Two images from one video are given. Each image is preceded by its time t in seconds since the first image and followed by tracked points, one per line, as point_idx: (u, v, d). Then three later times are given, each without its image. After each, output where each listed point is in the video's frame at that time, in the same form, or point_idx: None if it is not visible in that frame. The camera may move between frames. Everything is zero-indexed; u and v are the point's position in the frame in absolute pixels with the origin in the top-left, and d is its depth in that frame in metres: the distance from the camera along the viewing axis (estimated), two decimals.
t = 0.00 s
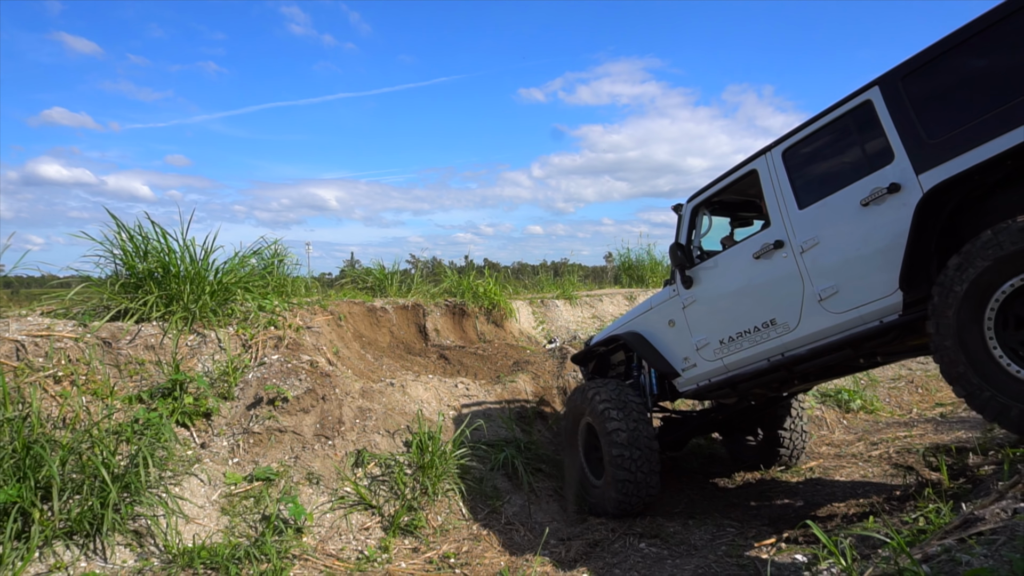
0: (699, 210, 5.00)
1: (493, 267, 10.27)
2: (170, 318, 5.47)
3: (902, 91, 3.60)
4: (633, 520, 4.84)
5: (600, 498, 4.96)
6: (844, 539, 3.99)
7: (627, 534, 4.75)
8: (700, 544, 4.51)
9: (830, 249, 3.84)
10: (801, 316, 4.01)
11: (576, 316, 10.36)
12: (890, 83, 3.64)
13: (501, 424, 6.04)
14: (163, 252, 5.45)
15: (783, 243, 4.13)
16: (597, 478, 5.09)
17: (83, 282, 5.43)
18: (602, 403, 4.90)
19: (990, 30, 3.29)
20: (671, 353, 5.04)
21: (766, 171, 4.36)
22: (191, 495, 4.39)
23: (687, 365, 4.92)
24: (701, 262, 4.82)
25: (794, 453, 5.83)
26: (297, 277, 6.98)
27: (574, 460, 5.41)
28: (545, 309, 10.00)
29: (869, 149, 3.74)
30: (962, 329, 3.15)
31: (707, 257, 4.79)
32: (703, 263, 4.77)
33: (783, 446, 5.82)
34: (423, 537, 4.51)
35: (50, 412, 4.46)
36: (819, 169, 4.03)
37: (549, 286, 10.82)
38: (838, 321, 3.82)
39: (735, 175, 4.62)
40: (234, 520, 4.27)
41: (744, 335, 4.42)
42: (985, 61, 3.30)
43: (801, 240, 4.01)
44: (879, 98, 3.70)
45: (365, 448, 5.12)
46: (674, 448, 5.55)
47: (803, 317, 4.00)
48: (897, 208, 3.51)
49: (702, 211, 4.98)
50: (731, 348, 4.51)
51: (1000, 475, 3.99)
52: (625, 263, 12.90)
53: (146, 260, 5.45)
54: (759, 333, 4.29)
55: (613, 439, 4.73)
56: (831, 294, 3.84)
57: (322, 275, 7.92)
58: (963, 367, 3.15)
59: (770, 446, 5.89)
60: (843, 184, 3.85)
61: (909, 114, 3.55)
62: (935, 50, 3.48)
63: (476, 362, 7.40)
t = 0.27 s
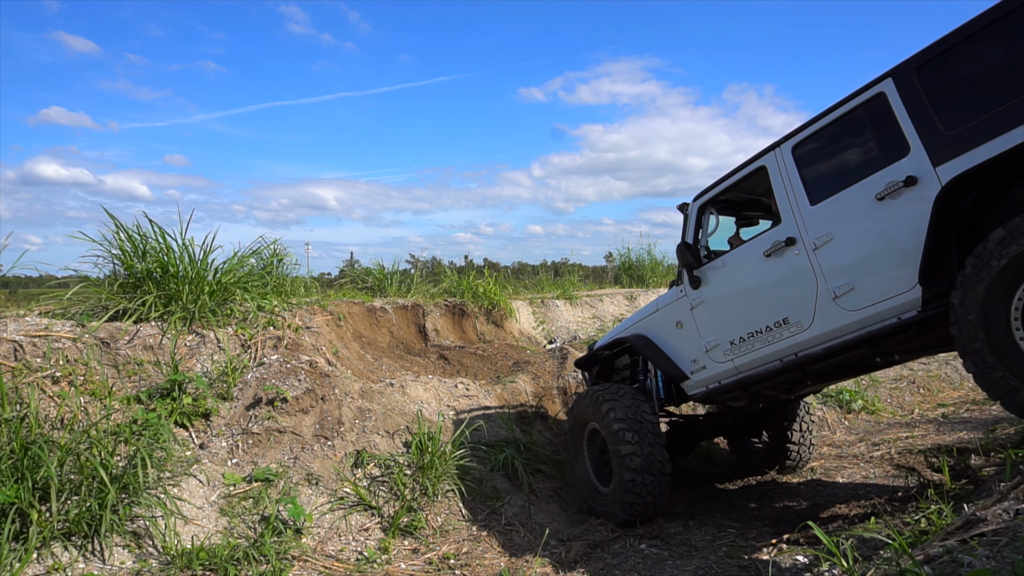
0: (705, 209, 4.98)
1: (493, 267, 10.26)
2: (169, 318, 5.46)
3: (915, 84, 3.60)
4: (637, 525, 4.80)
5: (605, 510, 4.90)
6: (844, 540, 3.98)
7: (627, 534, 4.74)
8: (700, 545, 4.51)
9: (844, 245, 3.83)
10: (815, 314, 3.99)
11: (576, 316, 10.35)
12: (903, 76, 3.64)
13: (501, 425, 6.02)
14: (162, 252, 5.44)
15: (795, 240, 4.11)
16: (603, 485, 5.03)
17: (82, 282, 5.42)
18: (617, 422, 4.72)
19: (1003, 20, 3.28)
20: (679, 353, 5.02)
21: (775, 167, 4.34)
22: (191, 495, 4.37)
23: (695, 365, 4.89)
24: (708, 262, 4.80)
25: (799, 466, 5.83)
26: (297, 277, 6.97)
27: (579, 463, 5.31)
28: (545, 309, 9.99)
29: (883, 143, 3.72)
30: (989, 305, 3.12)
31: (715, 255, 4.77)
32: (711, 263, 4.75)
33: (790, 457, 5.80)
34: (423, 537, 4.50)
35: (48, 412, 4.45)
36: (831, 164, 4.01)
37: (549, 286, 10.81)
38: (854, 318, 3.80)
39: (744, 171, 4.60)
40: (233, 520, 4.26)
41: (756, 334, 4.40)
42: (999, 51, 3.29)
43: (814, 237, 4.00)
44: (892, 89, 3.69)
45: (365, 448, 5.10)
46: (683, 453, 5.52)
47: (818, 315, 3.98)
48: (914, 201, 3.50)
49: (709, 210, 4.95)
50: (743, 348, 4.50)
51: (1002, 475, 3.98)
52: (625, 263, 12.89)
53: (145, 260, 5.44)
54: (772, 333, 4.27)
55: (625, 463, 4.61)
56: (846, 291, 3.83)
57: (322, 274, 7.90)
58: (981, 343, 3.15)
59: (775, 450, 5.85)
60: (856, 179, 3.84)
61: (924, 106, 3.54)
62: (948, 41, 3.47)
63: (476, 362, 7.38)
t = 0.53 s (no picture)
0: (710, 207, 4.97)
1: (493, 267, 10.26)
2: (169, 318, 5.46)
3: (926, 79, 3.59)
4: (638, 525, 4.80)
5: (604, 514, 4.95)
6: (844, 540, 3.98)
7: (627, 534, 4.74)
8: (700, 545, 4.51)
9: (854, 243, 3.83)
10: (824, 313, 3.98)
11: (576, 316, 10.35)
12: (913, 71, 3.64)
13: (501, 425, 6.01)
14: (162, 252, 5.44)
15: (803, 238, 4.11)
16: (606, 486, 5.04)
17: (82, 282, 5.42)
18: (627, 434, 4.68)
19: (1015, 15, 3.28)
20: (684, 353, 5.03)
21: (782, 164, 4.34)
22: (191, 495, 4.37)
23: (702, 364, 4.89)
24: (713, 261, 4.80)
25: (800, 470, 5.80)
26: (297, 277, 6.97)
27: (582, 461, 5.29)
28: (545, 309, 9.99)
29: (894, 139, 3.72)
30: (1009, 290, 3.08)
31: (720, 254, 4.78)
32: (716, 262, 4.76)
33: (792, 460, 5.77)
34: (423, 537, 4.50)
35: (48, 412, 4.45)
36: (839, 162, 4.01)
37: (549, 286, 10.82)
38: (865, 317, 3.79)
39: (749, 169, 4.59)
40: (233, 520, 4.26)
41: (763, 334, 4.40)
42: (1010, 45, 3.29)
43: (823, 234, 4.00)
44: (902, 84, 3.69)
45: (365, 448, 5.10)
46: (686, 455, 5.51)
47: (827, 314, 3.98)
48: (924, 197, 3.49)
49: (714, 208, 4.95)
50: (750, 348, 4.49)
51: (1002, 475, 3.98)
52: (625, 263, 12.90)
53: (145, 260, 5.44)
54: (781, 332, 4.26)
55: (632, 475, 4.62)
56: (856, 289, 3.82)
57: (321, 275, 7.90)
58: (993, 328, 3.13)
59: (778, 451, 5.83)
60: (865, 176, 3.84)
61: (935, 101, 3.53)
62: (958, 36, 3.47)
63: (476, 362, 7.38)
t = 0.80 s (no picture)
0: (709, 208, 4.97)
1: (493, 267, 10.26)
2: (169, 318, 5.46)
3: (923, 80, 3.59)
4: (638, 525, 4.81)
5: (604, 515, 4.94)
6: (844, 540, 3.98)
7: (627, 534, 4.74)
8: (700, 545, 4.51)
9: (851, 244, 3.83)
10: (821, 314, 3.99)
11: (576, 316, 10.35)
12: (911, 71, 3.64)
13: (501, 425, 6.01)
14: (162, 252, 5.44)
15: (801, 239, 4.12)
16: (606, 487, 5.04)
17: (82, 282, 5.42)
18: (628, 433, 4.68)
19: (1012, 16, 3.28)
20: (683, 353, 5.03)
21: (781, 165, 4.34)
22: (191, 495, 4.37)
23: (700, 364, 4.89)
24: (713, 262, 4.80)
25: (800, 469, 5.80)
26: (297, 277, 6.97)
27: (581, 462, 5.29)
28: (546, 309, 9.99)
29: (891, 140, 3.72)
30: (1003, 293, 3.09)
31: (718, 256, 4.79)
32: (715, 262, 4.76)
33: (792, 459, 5.77)
34: (423, 537, 4.50)
35: (48, 412, 4.45)
36: (836, 163, 4.01)
37: (549, 286, 10.82)
38: (862, 317, 3.79)
39: (748, 170, 4.59)
40: (233, 520, 4.26)
41: (761, 334, 4.40)
42: (1008, 47, 3.29)
43: (821, 235, 4.00)
44: (900, 85, 3.69)
45: (365, 448, 5.10)
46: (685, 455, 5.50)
47: (824, 314, 3.98)
48: (922, 199, 3.50)
49: (713, 209, 4.95)
50: (749, 348, 4.49)
51: (1002, 475, 3.98)
52: (625, 263, 12.90)
53: (145, 260, 5.44)
54: (778, 332, 4.27)
55: (633, 475, 4.62)
56: (853, 290, 3.82)
57: (322, 275, 7.90)
58: (989, 331, 3.14)
59: (778, 450, 5.83)
60: (863, 177, 3.84)
61: (932, 102, 3.54)
62: (957, 38, 3.47)
63: (476, 362, 7.39)
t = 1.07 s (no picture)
0: (710, 207, 4.98)
1: (493, 267, 10.25)
2: (169, 318, 5.46)
3: (924, 80, 3.59)
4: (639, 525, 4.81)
5: (604, 515, 4.94)
6: (844, 540, 3.98)
7: (627, 534, 4.74)
8: (700, 545, 4.51)
9: (850, 243, 3.83)
10: (821, 313, 3.98)
11: (576, 316, 10.35)
12: (911, 71, 3.64)
13: (501, 425, 6.01)
14: (162, 252, 5.44)
15: (801, 238, 4.12)
16: (606, 487, 5.04)
17: (82, 282, 5.42)
18: (632, 433, 4.68)
19: (1013, 16, 3.28)
20: (682, 352, 5.03)
21: (781, 164, 4.35)
22: (191, 495, 4.37)
23: (700, 364, 4.89)
24: (713, 261, 4.80)
25: (802, 467, 5.80)
26: (297, 277, 6.97)
27: (581, 461, 5.28)
28: (545, 309, 9.99)
29: (891, 140, 3.72)
30: (1002, 295, 3.09)
31: (719, 254, 4.79)
32: (715, 261, 4.76)
33: (794, 457, 5.76)
34: (423, 537, 4.50)
35: (48, 412, 4.45)
36: (836, 163, 4.01)
37: (549, 286, 10.82)
38: (861, 317, 3.79)
39: (749, 169, 4.60)
40: (233, 520, 4.26)
41: (761, 333, 4.40)
42: (1008, 48, 3.29)
43: (820, 234, 4.00)
44: (899, 85, 3.70)
45: (365, 448, 5.10)
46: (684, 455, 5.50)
47: (823, 313, 3.98)
48: (921, 198, 3.50)
49: (713, 208, 4.95)
50: (748, 346, 4.49)
51: (1002, 475, 3.98)
52: (625, 263, 12.90)
53: (145, 260, 5.44)
54: (777, 331, 4.27)
55: (637, 475, 4.61)
56: (852, 289, 3.82)
57: (321, 274, 7.90)
58: (988, 334, 3.14)
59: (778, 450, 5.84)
60: (862, 176, 3.85)
61: (932, 102, 3.54)
62: (957, 38, 3.47)
63: (476, 362, 7.38)
